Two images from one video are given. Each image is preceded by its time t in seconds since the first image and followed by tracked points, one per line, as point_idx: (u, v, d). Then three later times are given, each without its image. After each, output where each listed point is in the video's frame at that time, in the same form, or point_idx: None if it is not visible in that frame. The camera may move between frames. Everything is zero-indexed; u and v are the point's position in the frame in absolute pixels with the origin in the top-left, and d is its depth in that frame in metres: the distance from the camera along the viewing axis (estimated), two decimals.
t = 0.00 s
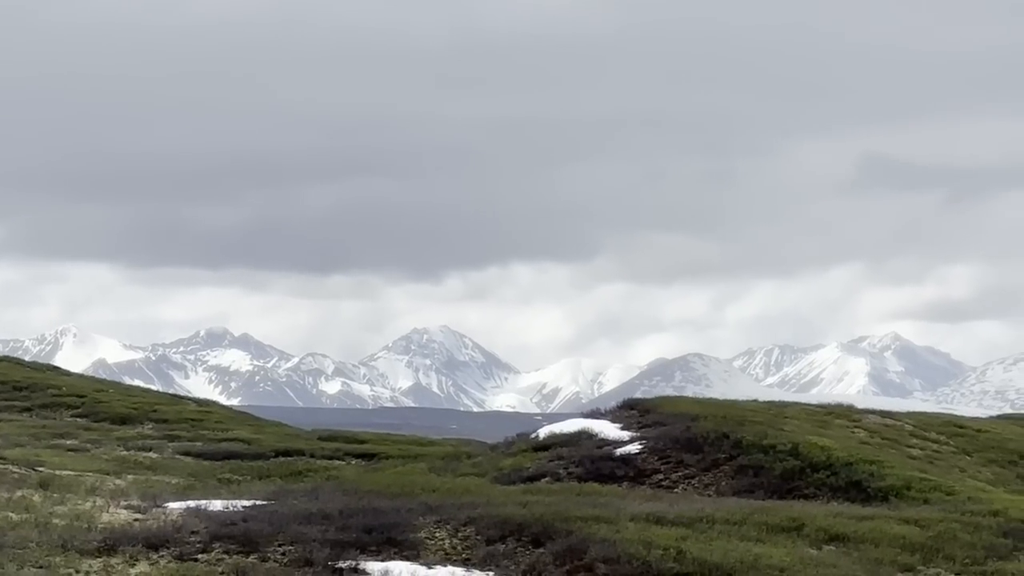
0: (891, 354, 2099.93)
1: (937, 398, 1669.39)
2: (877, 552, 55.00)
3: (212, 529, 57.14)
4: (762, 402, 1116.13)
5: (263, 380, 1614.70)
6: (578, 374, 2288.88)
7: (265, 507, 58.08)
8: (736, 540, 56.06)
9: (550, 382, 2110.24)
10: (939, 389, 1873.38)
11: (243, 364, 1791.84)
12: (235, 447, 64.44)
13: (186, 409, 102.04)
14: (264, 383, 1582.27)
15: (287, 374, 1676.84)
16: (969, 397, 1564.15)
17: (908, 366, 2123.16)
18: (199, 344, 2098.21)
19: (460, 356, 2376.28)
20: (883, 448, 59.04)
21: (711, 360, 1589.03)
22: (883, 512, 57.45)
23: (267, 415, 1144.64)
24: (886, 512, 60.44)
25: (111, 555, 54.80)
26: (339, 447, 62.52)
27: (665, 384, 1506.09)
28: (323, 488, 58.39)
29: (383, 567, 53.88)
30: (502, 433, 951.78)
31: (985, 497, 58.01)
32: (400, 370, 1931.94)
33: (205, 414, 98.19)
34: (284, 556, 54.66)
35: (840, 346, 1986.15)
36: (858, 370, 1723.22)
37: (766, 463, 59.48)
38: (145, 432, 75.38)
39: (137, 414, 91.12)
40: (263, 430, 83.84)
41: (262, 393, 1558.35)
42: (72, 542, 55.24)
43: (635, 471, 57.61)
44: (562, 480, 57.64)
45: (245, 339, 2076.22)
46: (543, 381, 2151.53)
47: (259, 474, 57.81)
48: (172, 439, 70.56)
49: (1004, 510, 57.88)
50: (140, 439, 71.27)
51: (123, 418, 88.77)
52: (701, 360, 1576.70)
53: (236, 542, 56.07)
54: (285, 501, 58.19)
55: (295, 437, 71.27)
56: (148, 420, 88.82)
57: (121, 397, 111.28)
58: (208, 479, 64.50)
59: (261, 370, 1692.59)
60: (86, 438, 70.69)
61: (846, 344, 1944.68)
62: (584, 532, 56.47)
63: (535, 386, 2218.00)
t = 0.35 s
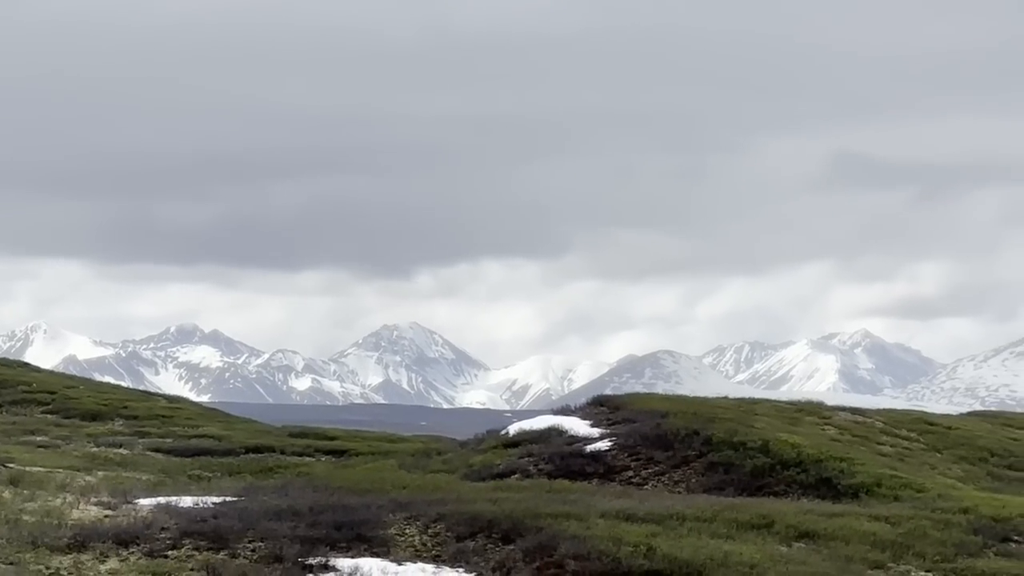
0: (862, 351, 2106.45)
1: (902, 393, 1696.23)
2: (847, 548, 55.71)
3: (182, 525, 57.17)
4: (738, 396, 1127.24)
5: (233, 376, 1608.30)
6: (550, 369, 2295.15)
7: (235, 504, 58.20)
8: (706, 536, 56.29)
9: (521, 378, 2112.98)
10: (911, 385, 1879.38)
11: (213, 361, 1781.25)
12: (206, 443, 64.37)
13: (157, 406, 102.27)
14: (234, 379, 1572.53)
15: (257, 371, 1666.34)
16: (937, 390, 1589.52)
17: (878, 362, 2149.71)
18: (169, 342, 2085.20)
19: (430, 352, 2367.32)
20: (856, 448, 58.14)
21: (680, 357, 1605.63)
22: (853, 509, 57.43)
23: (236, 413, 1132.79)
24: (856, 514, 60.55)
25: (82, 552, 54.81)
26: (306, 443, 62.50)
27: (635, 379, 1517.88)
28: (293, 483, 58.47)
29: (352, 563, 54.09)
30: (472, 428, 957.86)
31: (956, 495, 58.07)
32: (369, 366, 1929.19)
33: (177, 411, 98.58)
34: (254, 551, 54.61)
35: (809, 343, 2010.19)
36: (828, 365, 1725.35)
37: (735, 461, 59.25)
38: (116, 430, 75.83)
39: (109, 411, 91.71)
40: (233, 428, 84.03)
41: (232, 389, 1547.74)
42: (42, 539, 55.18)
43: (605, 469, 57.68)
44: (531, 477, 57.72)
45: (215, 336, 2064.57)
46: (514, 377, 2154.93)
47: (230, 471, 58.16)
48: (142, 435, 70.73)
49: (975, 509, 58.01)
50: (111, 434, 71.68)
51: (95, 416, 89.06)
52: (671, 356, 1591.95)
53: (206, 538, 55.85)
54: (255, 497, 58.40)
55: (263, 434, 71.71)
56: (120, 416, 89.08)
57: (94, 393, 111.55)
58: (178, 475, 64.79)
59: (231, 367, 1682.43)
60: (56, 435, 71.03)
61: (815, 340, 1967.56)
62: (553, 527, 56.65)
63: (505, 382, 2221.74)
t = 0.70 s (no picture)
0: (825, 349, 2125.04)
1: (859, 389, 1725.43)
2: (811, 545, 55.70)
3: (142, 522, 57.00)
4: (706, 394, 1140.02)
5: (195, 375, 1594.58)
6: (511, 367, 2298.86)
7: (196, 502, 58.09)
8: (664, 535, 56.60)
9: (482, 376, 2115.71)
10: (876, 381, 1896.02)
11: (175, 359, 1765.38)
12: (165, 442, 64.19)
13: (117, 404, 102.23)
14: (196, 377, 1558.98)
15: (219, 369, 1652.79)
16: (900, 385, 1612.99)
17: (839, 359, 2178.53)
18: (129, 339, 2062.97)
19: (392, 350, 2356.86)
20: (816, 445, 57.73)
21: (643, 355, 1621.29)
22: (815, 507, 57.54)
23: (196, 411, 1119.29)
24: (819, 511, 60.79)
25: (41, 550, 54.52)
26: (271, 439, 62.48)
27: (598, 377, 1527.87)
28: (255, 480, 58.56)
29: (314, 560, 54.00)
30: (433, 426, 962.90)
31: (919, 492, 57.94)
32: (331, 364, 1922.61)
33: (137, 409, 98.47)
34: (216, 548, 54.63)
35: (771, 342, 2034.56)
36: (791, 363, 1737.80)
37: (699, 458, 59.01)
38: (75, 429, 75.56)
39: (68, 409, 91.33)
40: (195, 425, 83.94)
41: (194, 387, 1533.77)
42: (6, 537, 54.87)
43: (568, 465, 57.60)
44: (490, 475, 57.91)
45: (176, 333, 2048.29)
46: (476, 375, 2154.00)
47: (193, 469, 57.95)
48: (102, 435, 70.69)
49: (937, 506, 58.20)
50: (71, 433, 71.50)
51: (56, 412, 88.85)
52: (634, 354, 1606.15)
53: (167, 536, 55.92)
54: (217, 494, 58.33)
55: (225, 432, 71.91)
56: (80, 413, 89.07)
57: (52, 391, 111.18)
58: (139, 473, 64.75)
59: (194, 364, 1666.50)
60: (17, 432, 70.67)
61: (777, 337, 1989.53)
62: (516, 525, 56.68)
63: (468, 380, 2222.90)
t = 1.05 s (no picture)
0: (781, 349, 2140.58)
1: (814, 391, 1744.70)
2: (767, 546, 55.76)
3: (99, 523, 56.84)
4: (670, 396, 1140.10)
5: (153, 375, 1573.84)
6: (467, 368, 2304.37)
7: (154, 501, 58.06)
8: (624, 536, 56.51)
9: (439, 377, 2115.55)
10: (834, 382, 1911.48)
11: (133, 358, 1741.60)
12: (125, 440, 64.15)
13: (75, 403, 102.13)
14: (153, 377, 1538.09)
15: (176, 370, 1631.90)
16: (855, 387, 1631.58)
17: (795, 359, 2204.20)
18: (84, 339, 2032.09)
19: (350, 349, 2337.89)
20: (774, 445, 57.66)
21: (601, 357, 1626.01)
22: (771, 508, 57.71)
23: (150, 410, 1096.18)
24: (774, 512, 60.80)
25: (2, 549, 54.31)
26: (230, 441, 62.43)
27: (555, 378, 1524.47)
28: (212, 480, 58.60)
29: (273, 561, 53.92)
30: (390, 427, 954.17)
31: (876, 494, 57.94)
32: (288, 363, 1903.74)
33: (95, 409, 98.40)
34: (173, 549, 54.52)
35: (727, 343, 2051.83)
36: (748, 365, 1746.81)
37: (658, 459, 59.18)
38: (33, 429, 75.37)
39: (27, 408, 91.33)
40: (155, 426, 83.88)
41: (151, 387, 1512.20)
42: None
43: (525, 466, 57.66)
44: (449, 476, 57.97)
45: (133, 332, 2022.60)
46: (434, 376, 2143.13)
47: (151, 467, 57.95)
48: (62, 434, 70.83)
49: (897, 506, 58.20)
50: (29, 433, 71.39)
51: (14, 413, 88.87)
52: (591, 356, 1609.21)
53: (124, 536, 55.67)
54: (174, 495, 58.28)
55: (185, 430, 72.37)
56: (38, 413, 88.99)
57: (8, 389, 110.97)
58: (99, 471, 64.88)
59: (152, 364, 1644.39)
60: None
61: (733, 338, 2004.49)
62: (473, 525, 57.00)
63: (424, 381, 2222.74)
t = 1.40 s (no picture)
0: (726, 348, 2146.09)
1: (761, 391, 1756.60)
2: (713, 545, 55.77)
3: (44, 521, 56.60)
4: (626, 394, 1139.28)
5: (99, 372, 1538.52)
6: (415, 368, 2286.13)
7: (99, 500, 58.15)
8: (568, 535, 56.64)
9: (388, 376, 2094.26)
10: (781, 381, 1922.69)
11: (80, 356, 1703.74)
12: (68, 441, 64.26)
13: (21, 402, 102.01)
14: (99, 374, 1502.33)
15: (123, 367, 1595.96)
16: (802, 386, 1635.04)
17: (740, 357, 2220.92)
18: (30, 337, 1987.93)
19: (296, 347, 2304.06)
20: (718, 445, 57.63)
21: (547, 355, 1621.84)
22: (718, 507, 57.66)
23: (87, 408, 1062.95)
24: (718, 510, 60.73)
25: None
26: (174, 440, 62.56)
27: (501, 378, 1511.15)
28: (158, 480, 58.83)
29: (219, 558, 53.95)
30: (337, 425, 935.93)
31: (823, 494, 57.88)
32: (235, 361, 1870.06)
33: (40, 408, 98.26)
34: (119, 547, 54.27)
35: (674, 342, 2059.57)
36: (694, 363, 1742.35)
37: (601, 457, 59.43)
38: None
39: None
40: (101, 423, 83.62)
41: (97, 384, 1477.52)
42: None
43: (468, 467, 57.60)
44: (394, 476, 57.92)
45: (80, 330, 1980.70)
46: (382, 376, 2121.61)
47: (95, 468, 58.38)
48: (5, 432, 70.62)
49: (841, 506, 58.22)
50: None
51: None
52: (537, 355, 1603.03)
53: (71, 533, 55.45)
54: (119, 494, 58.40)
55: (131, 429, 72.42)
56: None
57: None
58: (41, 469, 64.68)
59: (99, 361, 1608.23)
60: None
61: (684, 337, 2010.51)
62: (418, 525, 56.82)
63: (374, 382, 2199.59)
